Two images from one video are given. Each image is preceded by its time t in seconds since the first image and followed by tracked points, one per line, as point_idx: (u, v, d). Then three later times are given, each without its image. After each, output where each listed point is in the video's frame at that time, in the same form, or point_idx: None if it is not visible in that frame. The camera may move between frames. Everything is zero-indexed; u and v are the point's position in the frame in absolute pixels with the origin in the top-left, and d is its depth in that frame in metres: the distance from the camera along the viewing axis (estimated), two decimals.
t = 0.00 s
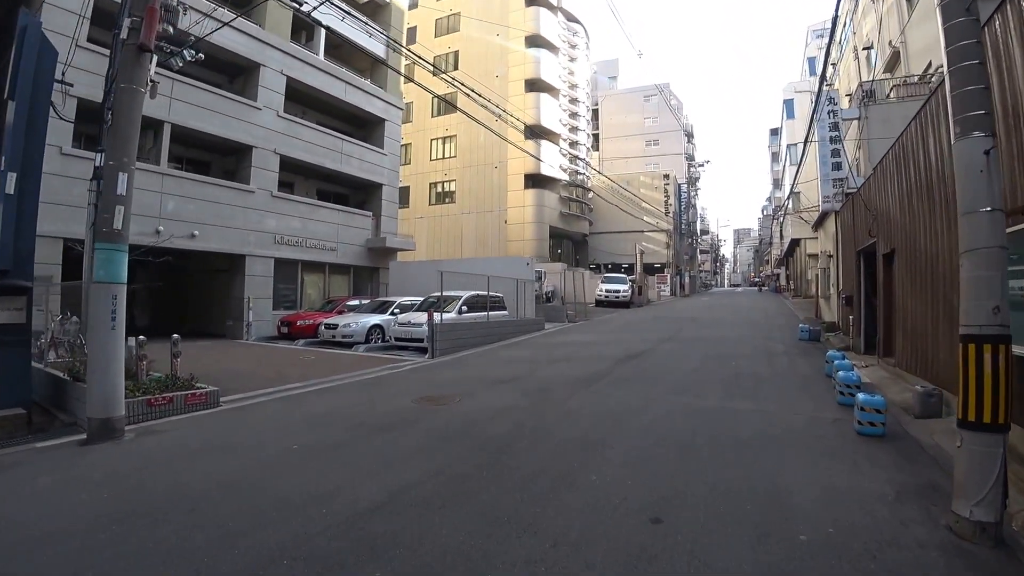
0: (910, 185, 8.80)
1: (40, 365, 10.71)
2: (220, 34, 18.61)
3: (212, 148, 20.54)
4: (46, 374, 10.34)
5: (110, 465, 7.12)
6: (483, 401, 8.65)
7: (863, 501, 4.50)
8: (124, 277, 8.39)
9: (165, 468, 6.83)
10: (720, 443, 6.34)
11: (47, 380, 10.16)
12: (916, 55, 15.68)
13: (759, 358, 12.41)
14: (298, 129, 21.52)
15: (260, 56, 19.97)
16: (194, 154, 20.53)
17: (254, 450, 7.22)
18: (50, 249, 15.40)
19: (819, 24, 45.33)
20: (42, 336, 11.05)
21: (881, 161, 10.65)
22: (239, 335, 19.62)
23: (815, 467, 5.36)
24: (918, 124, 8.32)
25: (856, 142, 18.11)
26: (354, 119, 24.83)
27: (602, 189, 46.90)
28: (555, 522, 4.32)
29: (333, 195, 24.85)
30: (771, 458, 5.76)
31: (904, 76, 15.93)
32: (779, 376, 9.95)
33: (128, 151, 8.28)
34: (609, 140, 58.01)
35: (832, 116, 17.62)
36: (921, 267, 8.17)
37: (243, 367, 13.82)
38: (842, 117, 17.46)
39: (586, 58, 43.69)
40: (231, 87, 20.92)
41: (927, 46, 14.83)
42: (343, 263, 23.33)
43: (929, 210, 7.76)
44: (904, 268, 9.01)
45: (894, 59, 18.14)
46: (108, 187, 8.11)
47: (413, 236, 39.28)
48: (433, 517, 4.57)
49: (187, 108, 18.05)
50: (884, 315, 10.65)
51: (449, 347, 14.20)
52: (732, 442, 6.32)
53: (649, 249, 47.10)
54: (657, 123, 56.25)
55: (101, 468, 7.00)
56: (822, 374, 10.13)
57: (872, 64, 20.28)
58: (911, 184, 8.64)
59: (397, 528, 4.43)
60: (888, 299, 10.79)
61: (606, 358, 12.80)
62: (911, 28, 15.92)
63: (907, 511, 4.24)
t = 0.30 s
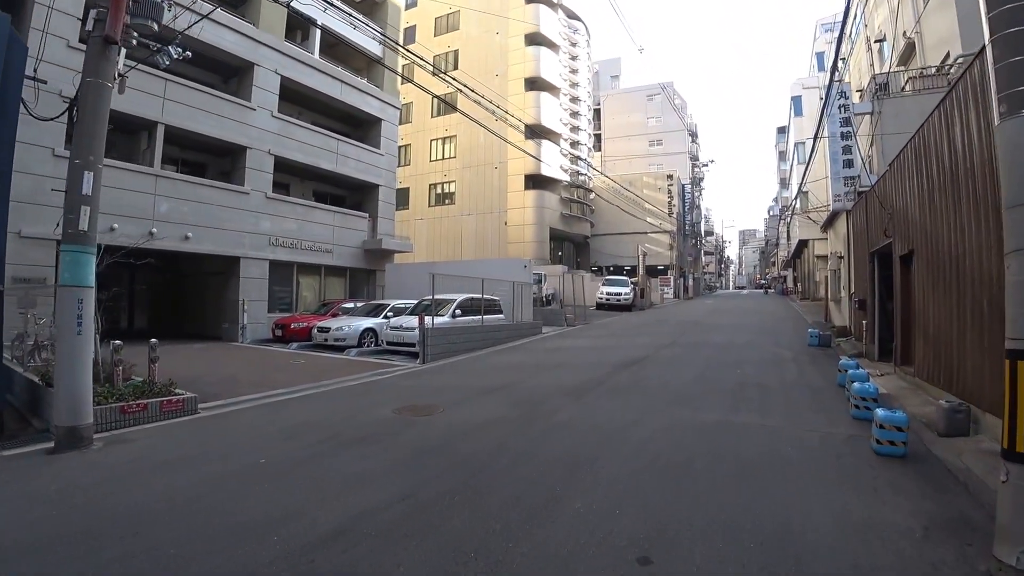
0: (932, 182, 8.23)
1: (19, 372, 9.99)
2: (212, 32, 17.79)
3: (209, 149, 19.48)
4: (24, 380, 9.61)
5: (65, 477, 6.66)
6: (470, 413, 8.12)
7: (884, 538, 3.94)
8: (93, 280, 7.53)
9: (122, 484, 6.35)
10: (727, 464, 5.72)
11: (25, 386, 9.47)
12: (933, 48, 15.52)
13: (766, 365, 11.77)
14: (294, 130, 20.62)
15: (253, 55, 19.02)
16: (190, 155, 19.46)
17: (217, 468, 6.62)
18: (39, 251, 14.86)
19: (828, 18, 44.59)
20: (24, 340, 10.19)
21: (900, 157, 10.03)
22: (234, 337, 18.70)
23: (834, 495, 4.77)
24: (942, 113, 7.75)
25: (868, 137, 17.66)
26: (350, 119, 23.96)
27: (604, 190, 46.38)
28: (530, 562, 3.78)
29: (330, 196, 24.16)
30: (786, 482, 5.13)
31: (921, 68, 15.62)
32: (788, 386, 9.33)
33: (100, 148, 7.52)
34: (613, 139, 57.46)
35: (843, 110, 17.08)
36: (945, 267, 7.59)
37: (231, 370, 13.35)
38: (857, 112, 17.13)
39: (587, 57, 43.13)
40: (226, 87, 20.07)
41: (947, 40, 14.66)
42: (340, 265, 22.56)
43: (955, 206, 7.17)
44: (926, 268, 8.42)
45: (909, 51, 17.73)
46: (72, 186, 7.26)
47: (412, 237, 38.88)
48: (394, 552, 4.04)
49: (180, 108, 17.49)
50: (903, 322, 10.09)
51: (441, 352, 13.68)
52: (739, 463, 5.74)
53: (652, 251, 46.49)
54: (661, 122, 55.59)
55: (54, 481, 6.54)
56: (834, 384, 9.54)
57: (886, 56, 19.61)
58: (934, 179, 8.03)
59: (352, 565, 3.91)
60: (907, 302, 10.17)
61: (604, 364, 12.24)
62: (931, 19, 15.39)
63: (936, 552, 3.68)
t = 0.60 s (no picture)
0: (949, 179, 7.73)
1: None
2: (206, 34, 17.46)
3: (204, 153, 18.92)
4: None
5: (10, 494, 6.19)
6: (454, 428, 7.60)
7: None
8: (53, 286, 6.96)
9: (69, 503, 5.87)
10: (736, 489, 5.16)
11: None
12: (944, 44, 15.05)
13: (775, 375, 11.17)
14: (289, 133, 20.02)
15: (246, 56, 18.60)
16: (185, 159, 18.88)
17: (182, 486, 6.09)
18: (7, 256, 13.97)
19: (834, 19, 44.11)
20: None
21: (915, 153, 9.51)
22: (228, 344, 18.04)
23: (856, 529, 4.23)
24: (959, 105, 7.27)
25: (879, 137, 17.12)
26: (348, 122, 23.53)
27: (607, 194, 45.98)
28: None
29: (328, 201, 23.54)
30: (803, 512, 4.58)
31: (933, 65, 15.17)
32: (798, 399, 8.75)
33: (63, 148, 7.02)
34: (616, 143, 57.07)
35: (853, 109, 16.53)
36: (965, 271, 7.07)
37: (217, 379, 12.80)
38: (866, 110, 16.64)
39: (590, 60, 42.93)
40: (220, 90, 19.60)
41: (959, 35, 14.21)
42: (336, 270, 21.73)
43: (977, 204, 6.66)
44: (943, 272, 7.89)
45: (920, 48, 17.24)
46: (30, 187, 6.74)
47: (412, 242, 38.51)
48: None
49: (173, 112, 16.92)
50: (920, 330, 9.55)
51: (433, 361, 13.21)
52: (749, 487, 5.18)
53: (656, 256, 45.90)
54: (665, 125, 55.17)
55: None
56: (845, 396, 8.99)
57: (895, 54, 19.09)
58: (953, 176, 7.51)
59: None
60: (924, 308, 9.60)
61: (602, 374, 11.68)
62: (943, 14, 14.91)
63: None
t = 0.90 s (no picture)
0: (967, 178, 7.25)
1: None
2: (198, 39, 17.20)
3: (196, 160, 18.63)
4: None
5: None
6: (436, 446, 7.08)
7: None
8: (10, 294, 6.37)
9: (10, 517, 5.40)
10: (740, 515, 4.62)
11: None
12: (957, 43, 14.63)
13: (783, 388, 10.58)
14: (284, 139, 19.61)
15: (239, 62, 18.30)
16: (176, 165, 18.61)
17: (136, 505, 5.60)
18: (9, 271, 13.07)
19: (837, 24, 43.81)
20: None
21: (929, 152, 9.03)
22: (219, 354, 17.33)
23: (876, 566, 3.68)
24: (978, 98, 6.81)
25: (887, 140, 16.67)
26: (346, 128, 23.22)
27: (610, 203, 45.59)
28: None
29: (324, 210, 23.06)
30: (814, 545, 4.03)
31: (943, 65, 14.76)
32: (808, 415, 8.19)
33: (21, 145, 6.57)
34: (619, 151, 56.81)
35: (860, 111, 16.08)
36: (987, 275, 6.59)
37: (200, 388, 12.31)
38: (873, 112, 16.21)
39: (592, 68, 42.75)
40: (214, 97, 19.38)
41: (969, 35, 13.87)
42: (332, 279, 21.09)
43: (999, 202, 6.19)
44: (962, 277, 7.41)
45: (927, 50, 16.81)
46: None
47: (413, 251, 38.19)
48: None
49: (162, 117, 16.55)
50: (935, 340, 9.03)
51: (424, 373, 12.72)
52: (756, 514, 4.63)
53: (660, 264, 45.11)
54: (668, 133, 54.81)
55: None
56: (858, 412, 8.42)
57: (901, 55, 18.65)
58: (972, 175, 7.03)
59: None
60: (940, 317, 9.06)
61: (600, 387, 11.12)
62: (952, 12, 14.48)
63: None
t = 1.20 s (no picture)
0: (987, 179, 6.77)
1: None
2: (190, 46, 16.77)
3: (192, 169, 17.78)
4: None
5: None
6: (413, 472, 6.52)
7: None
8: None
9: None
10: (741, 556, 4.07)
11: None
12: (961, 44, 14.33)
13: (790, 404, 10.02)
14: (277, 147, 19.10)
15: (232, 68, 17.84)
16: (169, 173, 17.72)
17: (75, 534, 5.08)
18: None
19: (839, 31, 43.58)
20: None
21: (943, 152, 8.55)
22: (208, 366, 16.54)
23: None
24: (998, 93, 6.35)
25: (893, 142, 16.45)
26: (341, 136, 22.85)
27: (611, 212, 45.23)
28: None
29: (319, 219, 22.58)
30: None
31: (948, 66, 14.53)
32: (818, 437, 7.63)
33: None
34: (620, 161, 56.59)
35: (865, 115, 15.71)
36: (1010, 284, 6.11)
37: (180, 403, 11.78)
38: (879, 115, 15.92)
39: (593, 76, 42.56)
40: (208, 105, 18.81)
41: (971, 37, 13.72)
42: (326, 289, 20.46)
43: None
44: (982, 285, 6.91)
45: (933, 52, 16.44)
46: None
47: (413, 261, 37.79)
48: None
49: (152, 125, 15.94)
50: (952, 352, 8.50)
51: (414, 387, 12.21)
52: (762, 558, 4.06)
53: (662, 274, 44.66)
54: (670, 142, 54.51)
55: None
56: (871, 433, 7.85)
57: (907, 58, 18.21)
58: (993, 176, 6.55)
59: None
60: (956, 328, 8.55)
61: (597, 403, 10.56)
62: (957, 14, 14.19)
63: None
